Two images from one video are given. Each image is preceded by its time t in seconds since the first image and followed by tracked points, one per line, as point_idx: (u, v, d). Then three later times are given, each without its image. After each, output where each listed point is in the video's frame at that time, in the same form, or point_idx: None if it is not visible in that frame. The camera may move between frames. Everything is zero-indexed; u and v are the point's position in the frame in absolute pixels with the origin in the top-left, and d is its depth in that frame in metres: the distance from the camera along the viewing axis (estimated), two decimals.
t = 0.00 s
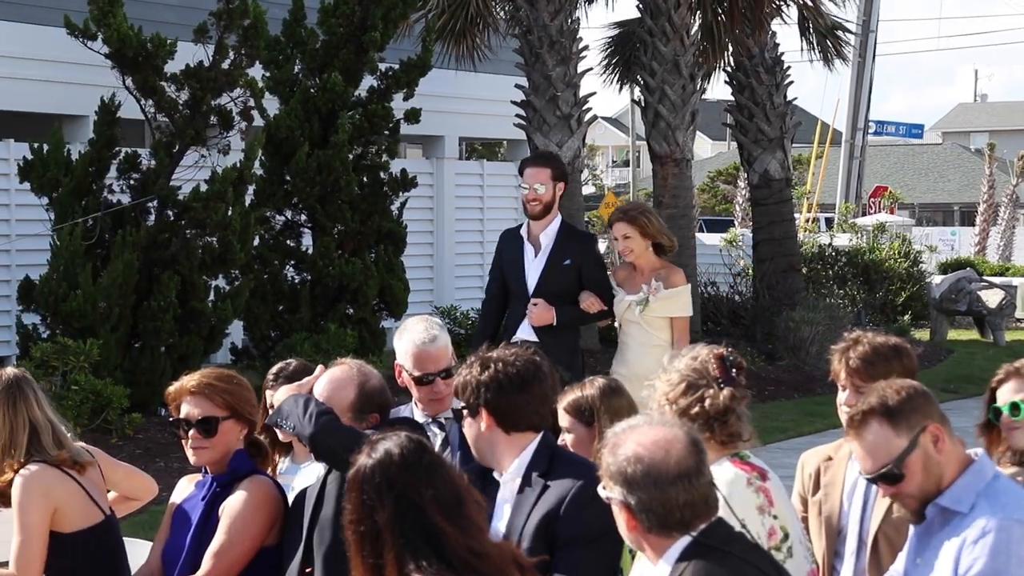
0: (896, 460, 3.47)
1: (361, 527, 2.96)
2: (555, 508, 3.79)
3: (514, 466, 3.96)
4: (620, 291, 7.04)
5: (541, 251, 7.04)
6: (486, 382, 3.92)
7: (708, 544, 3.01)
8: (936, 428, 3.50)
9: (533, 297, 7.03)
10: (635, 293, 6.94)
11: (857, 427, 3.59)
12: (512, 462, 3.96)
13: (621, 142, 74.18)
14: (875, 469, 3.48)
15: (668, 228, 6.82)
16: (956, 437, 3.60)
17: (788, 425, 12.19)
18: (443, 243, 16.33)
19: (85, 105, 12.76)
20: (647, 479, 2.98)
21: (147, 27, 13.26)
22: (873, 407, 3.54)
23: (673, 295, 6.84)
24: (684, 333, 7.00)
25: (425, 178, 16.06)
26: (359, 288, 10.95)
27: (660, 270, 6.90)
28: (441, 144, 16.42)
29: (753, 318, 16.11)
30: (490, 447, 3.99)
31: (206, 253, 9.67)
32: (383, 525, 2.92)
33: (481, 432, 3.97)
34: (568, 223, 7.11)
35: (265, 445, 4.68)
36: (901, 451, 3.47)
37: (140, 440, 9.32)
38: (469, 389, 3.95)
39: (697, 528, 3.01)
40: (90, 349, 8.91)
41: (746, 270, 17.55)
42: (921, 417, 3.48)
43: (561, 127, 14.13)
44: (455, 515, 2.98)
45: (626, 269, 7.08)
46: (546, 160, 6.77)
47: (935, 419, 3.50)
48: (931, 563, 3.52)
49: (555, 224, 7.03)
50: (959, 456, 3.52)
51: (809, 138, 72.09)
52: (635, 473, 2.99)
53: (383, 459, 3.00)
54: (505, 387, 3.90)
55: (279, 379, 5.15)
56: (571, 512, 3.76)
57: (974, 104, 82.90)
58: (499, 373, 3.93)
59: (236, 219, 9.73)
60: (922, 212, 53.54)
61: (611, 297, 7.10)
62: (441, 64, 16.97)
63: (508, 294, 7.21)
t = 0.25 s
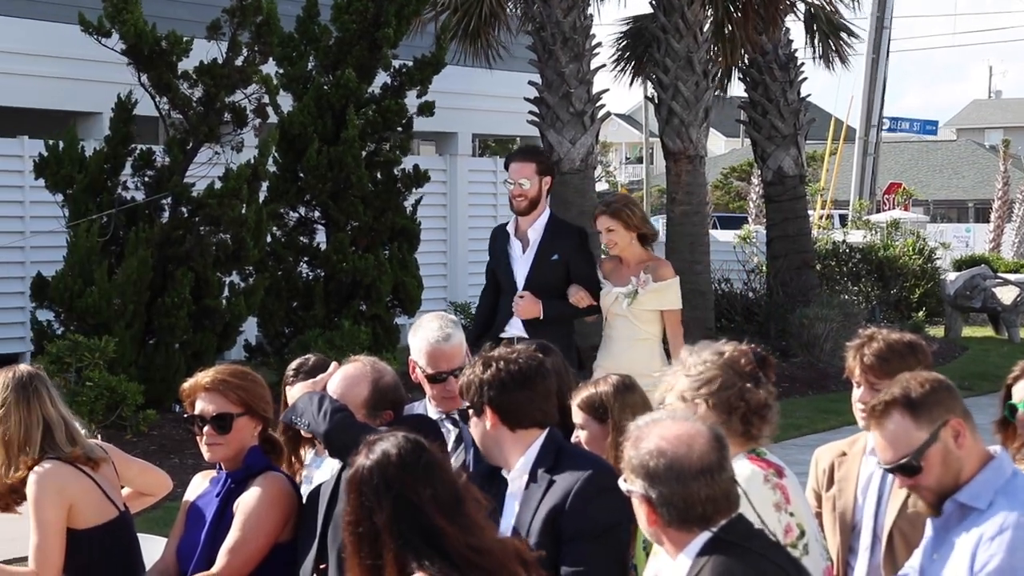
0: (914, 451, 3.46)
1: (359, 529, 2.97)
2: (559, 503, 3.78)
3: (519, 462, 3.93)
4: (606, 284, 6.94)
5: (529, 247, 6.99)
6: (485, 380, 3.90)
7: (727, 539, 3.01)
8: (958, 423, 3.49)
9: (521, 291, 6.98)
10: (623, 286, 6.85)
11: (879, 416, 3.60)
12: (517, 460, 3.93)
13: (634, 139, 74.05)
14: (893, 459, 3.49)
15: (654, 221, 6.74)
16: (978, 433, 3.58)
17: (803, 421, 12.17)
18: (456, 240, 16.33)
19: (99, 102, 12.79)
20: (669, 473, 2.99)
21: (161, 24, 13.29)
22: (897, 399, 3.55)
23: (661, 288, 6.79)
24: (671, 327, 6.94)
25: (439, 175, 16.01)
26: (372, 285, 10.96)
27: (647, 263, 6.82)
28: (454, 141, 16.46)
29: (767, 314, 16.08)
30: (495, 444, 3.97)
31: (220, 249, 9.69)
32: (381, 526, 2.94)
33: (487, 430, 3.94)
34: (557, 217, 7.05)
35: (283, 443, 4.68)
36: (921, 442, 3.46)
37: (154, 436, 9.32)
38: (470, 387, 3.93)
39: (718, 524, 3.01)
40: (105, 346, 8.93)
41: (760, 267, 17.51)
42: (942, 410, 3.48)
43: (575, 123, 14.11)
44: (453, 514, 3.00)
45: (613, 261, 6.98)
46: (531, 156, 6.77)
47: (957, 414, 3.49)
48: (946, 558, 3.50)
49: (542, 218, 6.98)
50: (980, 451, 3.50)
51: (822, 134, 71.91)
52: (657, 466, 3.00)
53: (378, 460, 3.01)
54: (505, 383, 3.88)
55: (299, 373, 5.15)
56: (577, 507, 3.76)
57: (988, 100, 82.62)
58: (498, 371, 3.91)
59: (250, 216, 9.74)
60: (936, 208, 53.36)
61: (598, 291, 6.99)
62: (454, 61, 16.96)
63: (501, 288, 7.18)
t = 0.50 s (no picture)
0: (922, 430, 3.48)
1: (385, 524, 3.01)
2: (581, 498, 3.76)
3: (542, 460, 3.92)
4: (608, 288, 6.82)
5: (523, 253, 6.72)
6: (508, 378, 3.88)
7: (760, 535, 3.03)
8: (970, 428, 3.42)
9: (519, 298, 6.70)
10: (625, 291, 6.74)
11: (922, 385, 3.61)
12: (539, 456, 3.91)
13: (659, 136, 73.82)
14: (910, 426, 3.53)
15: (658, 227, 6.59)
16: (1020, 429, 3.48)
17: (830, 419, 12.10)
18: (480, 237, 16.31)
19: (123, 99, 12.82)
20: (704, 469, 3.01)
21: (185, 21, 13.31)
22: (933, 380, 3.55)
23: (664, 294, 6.68)
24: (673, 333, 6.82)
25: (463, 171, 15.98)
26: (397, 282, 10.96)
27: (650, 267, 6.69)
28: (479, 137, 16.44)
29: (793, 311, 16.00)
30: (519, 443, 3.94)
31: (245, 246, 9.72)
32: (406, 521, 2.98)
33: (507, 427, 3.93)
34: (549, 220, 6.77)
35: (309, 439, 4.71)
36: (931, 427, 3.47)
37: (179, 433, 9.34)
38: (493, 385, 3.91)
39: (751, 520, 3.03)
40: (130, 343, 8.96)
41: (785, 263, 17.41)
42: (959, 408, 3.42)
43: (600, 120, 14.07)
44: (479, 510, 3.02)
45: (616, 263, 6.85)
46: (522, 158, 6.46)
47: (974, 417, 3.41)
48: (974, 557, 3.48)
49: (534, 223, 6.70)
50: (1005, 456, 3.41)
51: (848, 130, 71.53)
52: (692, 461, 3.03)
53: (405, 456, 3.05)
54: (526, 379, 3.86)
55: (326, 370, 5.16)
56: (600, 502, 3.74)
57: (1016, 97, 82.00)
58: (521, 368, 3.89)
59: (275, 213, 9.76)
60: (963, 204, 52.99)
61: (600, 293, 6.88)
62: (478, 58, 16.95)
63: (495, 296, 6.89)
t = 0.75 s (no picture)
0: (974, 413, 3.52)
1: (426, 513, 2.96)
2: (610, 497, 3.75)
3: (570, 459, 3.91)
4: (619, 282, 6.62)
5: (519, 245, 6.34)
6: (537, 374, 3.87)
7: (798, 532, 3.00)
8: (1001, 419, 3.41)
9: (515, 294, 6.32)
10: (636, 285, 6.54)
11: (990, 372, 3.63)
12: (569, 455, 3.91)
13: (690, 134, 73.60)
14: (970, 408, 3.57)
15: (666, 221, 6.34)
16: None
17: (861, 418, 12.01)
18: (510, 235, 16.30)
19: (155, 97, 12.89)
20: (743, 464, 2.98)
21: (217, 20, 13.38)
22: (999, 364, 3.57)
23: (674, 285, 6.46)
24: (684, 326, 6.58)
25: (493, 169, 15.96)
26: (427, 279, 10.96)
27: (660, 259, 6.46)
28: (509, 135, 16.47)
29: (823, 309, 15.92)
30: (549, 439, 3.94)
31: (275, 244, 9.76)
32: (447, 512, 2.93)
33: (537, 425, 3.94)
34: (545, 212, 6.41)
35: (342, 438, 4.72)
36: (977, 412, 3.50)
37: (210, 430, 9.38)
38: (523, 381, 3.90)
39: (788, 517, 3.00)
40: (162, 340, 9.01)
41: (816, 261, 17.31)
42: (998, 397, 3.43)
43: (629, 118, 14.04)
44: (519, 505, 2.97)
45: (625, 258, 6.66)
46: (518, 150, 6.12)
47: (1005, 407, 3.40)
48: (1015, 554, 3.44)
49: (531, 214, 6.33)
50: None
51: (879, 128, 71.11)
52: (730, 457, 3.00)
53: (450, 447, 3.00)
54: (557, 377, 3.85)
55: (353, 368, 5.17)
56: (629, 502, 3.71)
57: None
58: (552, 364, 3.88)
59: (305, 210, 9.79)
60: (996, 203, 52.52)
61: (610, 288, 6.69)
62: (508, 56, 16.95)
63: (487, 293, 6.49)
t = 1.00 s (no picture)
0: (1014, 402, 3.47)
1: (464, 504, 2.96)
2: (634, 496, 3.74)
3: (593, 458, 3.89)
4: (615, 286, 6.58)
5: (515, 246, 6.13)
6: (562, 373, 3.84)
7: (826, 531, 2.99)
8: None
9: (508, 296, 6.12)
10: (633, 287, 6.50)
11: None
12: (593, 454, 3.89)
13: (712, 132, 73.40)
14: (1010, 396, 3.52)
15: (661, 223, 6.31)
16: None
17: (885, 417, 11.97)
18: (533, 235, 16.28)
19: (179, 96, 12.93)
20: (772, 461, 2.97)
21: (240, 18, 13.42)
22: None
23: (673, 287, 6.44)
24: (683, 328, 6.56)
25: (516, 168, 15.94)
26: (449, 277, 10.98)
27: (657, 260, 6.44)
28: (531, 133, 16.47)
29: (846, 308, 15.85)
30: (571, 438, 3.91)
31: (298, 242, 9.79)
32: (484, 505, 2.93)
33: (561, 423, 3.90)
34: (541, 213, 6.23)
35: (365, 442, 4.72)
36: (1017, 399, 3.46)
37: (233, 428, 9.40)
38: (546, 380, 3.87)
39: (816, 516, 2.99)
40: (185, 339, 9.05)
41: (839, 260, 17.24)
42: None
43: (652, 116, 14.02)
44: (555, 502, 2.96)
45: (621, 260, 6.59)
46: (518, 150, 5.89)
47: None
48: None
49: (527, 215, 6.13)
50: None
51: (903, 126, 70.76)
52: (760, 453, 2.99)
53: (490, 441, 3.00)
54: (581, 375, 3.82)
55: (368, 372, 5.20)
56: (654, 500, 3.71)
57: None
58: (576, 363, 3.85)
59: (328, 209, 9.81)
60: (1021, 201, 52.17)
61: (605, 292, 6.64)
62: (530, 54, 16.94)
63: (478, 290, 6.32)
